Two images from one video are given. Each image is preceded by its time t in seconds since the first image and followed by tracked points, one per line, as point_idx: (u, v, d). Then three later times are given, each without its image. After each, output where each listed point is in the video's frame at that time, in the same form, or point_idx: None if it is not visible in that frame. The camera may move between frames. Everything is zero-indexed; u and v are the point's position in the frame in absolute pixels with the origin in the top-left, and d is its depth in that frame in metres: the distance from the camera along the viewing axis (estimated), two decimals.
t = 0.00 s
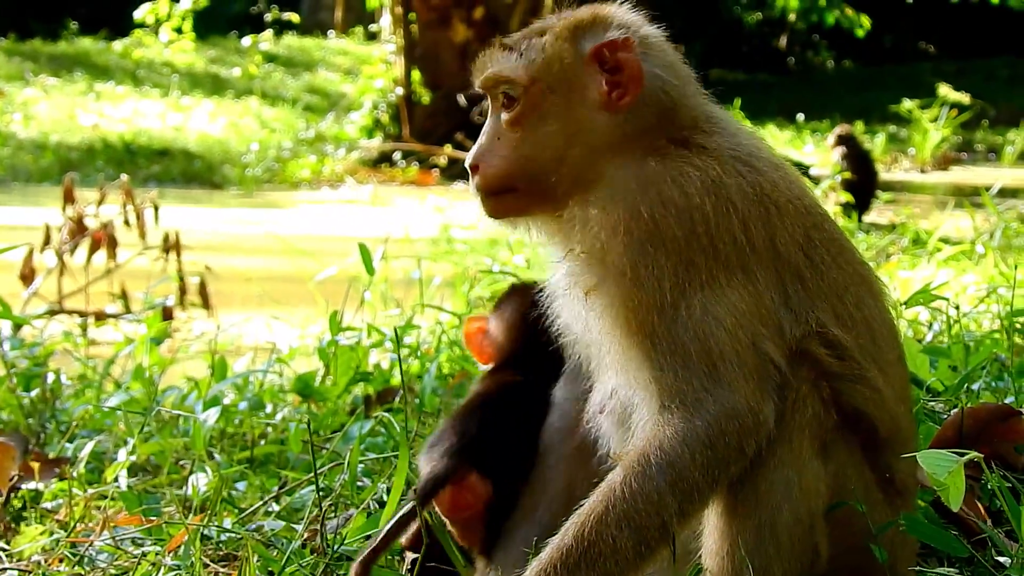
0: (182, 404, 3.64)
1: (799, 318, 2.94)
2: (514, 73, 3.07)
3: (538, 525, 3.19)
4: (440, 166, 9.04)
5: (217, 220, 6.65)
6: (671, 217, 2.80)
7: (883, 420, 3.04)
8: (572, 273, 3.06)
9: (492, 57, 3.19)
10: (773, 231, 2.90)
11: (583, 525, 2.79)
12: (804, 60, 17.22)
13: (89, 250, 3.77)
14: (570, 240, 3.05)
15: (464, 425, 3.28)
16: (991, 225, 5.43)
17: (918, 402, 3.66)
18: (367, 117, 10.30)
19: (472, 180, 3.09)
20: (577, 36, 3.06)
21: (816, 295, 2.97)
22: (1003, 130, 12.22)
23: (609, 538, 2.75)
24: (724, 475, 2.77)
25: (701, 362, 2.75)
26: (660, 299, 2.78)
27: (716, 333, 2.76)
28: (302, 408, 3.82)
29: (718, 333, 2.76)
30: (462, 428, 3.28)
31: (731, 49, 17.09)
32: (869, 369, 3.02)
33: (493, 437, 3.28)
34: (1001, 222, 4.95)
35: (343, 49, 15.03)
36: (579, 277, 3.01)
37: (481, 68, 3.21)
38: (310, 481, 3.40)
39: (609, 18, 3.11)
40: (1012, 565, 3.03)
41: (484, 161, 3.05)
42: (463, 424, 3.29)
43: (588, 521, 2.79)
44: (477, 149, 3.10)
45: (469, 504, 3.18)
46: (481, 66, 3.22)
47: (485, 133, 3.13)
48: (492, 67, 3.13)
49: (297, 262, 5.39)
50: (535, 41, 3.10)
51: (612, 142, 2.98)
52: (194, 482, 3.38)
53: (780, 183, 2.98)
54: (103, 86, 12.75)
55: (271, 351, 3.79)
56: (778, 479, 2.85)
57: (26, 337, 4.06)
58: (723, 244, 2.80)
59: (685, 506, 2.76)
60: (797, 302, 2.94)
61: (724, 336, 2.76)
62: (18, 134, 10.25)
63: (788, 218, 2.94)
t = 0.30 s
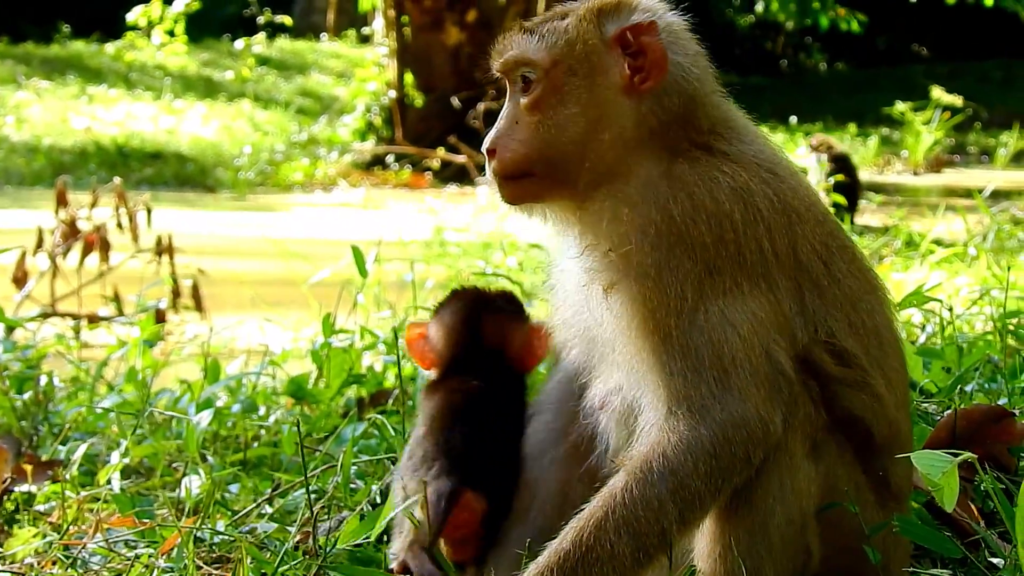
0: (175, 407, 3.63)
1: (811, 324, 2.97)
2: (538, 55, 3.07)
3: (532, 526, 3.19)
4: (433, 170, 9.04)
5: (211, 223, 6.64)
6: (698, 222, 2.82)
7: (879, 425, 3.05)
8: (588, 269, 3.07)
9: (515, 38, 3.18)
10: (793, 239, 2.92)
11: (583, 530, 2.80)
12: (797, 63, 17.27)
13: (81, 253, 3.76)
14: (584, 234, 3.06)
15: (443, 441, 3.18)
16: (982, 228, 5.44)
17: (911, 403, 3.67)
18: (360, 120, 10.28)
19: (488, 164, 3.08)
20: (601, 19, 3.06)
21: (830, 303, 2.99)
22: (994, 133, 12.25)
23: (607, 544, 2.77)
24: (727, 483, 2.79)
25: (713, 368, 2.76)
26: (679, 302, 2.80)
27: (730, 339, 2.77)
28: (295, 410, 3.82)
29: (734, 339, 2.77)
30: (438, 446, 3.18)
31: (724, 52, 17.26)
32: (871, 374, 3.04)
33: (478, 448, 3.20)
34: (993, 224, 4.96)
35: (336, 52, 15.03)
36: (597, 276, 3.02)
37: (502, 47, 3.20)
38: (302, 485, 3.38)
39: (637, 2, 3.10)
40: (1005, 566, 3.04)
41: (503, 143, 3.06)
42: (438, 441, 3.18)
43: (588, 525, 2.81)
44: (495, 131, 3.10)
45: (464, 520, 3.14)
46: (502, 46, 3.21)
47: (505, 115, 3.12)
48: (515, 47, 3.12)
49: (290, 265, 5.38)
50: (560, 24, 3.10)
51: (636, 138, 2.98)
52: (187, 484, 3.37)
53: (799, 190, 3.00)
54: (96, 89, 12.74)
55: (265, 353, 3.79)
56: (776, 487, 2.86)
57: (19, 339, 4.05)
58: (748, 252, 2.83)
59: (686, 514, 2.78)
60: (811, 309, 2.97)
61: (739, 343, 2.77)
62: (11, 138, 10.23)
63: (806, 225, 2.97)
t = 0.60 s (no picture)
0: (168, 409, 3.63)
1: (806, 328, 2.97)
2: (532, 56, 3.07)
3: (524, 530, 3.19)
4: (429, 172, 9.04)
5: (205, 225, 6.65)
6: (694, 227, 2.82)
7: (872, 428, 3.04)
8: (581, 273, 3.07)
9: (510, 39, 3.18)
10: (787, 243, 2.93)
11: (576, 534, 2.79)
12: (793, 66, 17.44)
13: (76, 255, 3.77)
14: (578, 237, 3.06)
15: (408, 451, 3.14)
16: (976, 230, 5.45)
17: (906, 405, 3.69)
18: (355, 122, 10.24)
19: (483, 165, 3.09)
20: (597, 20, 3.06)
21: (826, 307, 3.00)
22: (990, 136, 12.26)
23: (601, 548, 2.76)
24: (722, 487, 2.78)
25: (708, 371, 2.76)
26: (674, 306, 2.79)
27: (725, 344, 2.78)
28: (289, 412, 3.82)
29: (727, 343, 2.78)
30: (403, 456, 3.13)
31: (719, 55, 17.31)
32: (864, 378, 3.04)
33: (439, 455, 3.17)
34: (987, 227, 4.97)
35: (331, 54, 15.03)
36: (592, 281, 3.01)
37: (497, 49, 3.21)
38: (295, 488, 3.38)
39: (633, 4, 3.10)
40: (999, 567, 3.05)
41: (498, 145, 3.07)
42: (402, 451, 3.13)
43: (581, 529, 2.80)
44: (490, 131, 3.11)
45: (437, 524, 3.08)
46: (497, 48, 3.21)
47: (501, 116, 3.13)
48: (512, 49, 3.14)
49: (285, 267, 5.38)
50: (556, 26, 3.10)
51: (631, 140, 2.98)
52: (180, 487, 3.36)
53: (794, 195, 3.01)
54: (91, 91, 12.72)
55: (259, 356, 3.80)
56: (770, 491, 2.85)
57: (12, 341, 4.05)
58: (743, 257, 2.83)
59: (680, 517, 2.77)
60: (806, 313, 2.97)
61: (733, 347, 2.78)
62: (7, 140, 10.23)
63: (801, 229, 2.97)
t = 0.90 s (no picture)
0: (157, 414, 3.63)
1: (798, 336, 2.98)
2: (551, 59, 3.01)
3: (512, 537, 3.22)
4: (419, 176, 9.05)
5: (194, 229, 6.64)
6: (690, 234, 2.83)
7: (859, 435, 3.04)
8: (574, 278, 3.08)
9: (519, 36, 3.10)
10: (781, 250, 2.93)
11: (564, 541, 2.81)
12: (782, 70, 17.38)
13: (65, 258, 3.77)
14: (574, 242, 3.06)
15: (382, 441, 3.12)
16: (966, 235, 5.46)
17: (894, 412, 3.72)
18: (344, 126, 10.23)
19: (489, 167, 3.00)
20: (616, 26, 3.04)
21: (819, 315, 3.00)
22: (979, 141, 12.28)
23: (588, 555, 2.77)
24: (712, 495, 2.78)
25: (699, 379, 2.77)
26: (667, 312, 2.80)
27: (718, 350, 2.78)
28: (278, 417, 3.82)
29: (720, 350, 2.78)
30: (378, 447, 3.12)
31: (709, 59, 17.32)
32: (854, 387, 3.03)
33: (413, 443, 3.15)
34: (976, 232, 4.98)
35: (320, 58, 15.02)
36: (587, 287, 3.02)
37: (503, 46, 3.12)
38: (283, 493, 3.38)
39: (645, 10, 3.10)
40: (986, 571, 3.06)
41: (507, 147, 2.99)
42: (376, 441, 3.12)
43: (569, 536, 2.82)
44: (496, 132, 3.03)
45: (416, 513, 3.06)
46: (503, 44, 3.12)
47: (506, 116, 3.04)
48: (523, 48, 3.06)
49: (274, 270, 5.37)
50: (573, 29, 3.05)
51: (629, 149, 2.99)
52: (168, 492, 3.36)
53: (787, 202, 3.01)
54: (80, 94, 12.71)
55: (247, 360, 3.80)
56: (758, 498, 2.86)
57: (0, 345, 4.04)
58: (736, 265, 2.84)
59: (669, 524, 2.77)
60: (799, 321, 2.98)
61: (726, 354, 2.78)
62: None
63: (796, 236, 2.98)
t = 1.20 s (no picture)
0: (141, 418, 3.65)
1: (797, 348, 3.04)
2: (642, 72, 2.99)
3: (495, 543, 3.27)
4: (405, 180, 9.05)
5: (181, 232, 6.65)
6: (720, 246, 2.86)
7: (848, 444, 3.12)
8: (580, 281, 3.12)
9: (596, 45, 3.01)
10: (794, 265, 2.98)
11: (549, 544, 2.85)
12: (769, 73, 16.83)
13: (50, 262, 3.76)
14: (583, 244, 3.07)
15: (345, 445, 3.17)
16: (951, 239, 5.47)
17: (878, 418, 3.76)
18: (330, 129, 10.21)
19: (576, 179, 2.92)
20: (679, 37, 3.09)
21: (823, 328, 3.06)
22: (967, 145, 12.27)
23: (572, 559, 2.81)
24: (701, 508, 2.82)
25: (706, 389, 2.81)
26: (681, 320, 2.83)
27: (727, 363, 2.82)
28: (262, 422, 3.84)
29: (729, 362, 2.82)
30: (342, 450, 3.18)
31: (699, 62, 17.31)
32: (846, 397, 3.11)
33: (378, 449, 3.19)
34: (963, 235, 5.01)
35: (307, 61, 14.99)
36: (598, 289, 3.03)
37: (570, 55, 3.02)
38: (267, 497, 3.41)
39: (683, 20, 3.16)
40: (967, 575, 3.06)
41: (599, 163, 2.94)
42: (341, 445, 3.17)
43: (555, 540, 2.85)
44: (578, 145, 2.95)
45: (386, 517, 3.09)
46: (575, 53, 3.02)
47: (586, 129, 2.96)
48: (611, 58, 3.00)
49: (261, 274, 5.39)
50: (651, 41, 3.05)
51: (677, 156, 3.00)
52: (152, 497, 3.37)
53: (798, 217, 3.06)
54: (66, 98, 12.71)
55: (232, 365, 3.83)
56: (747, 512, 2.89)
57: None
58: (753, 279, 2.88)
59: (656, 534, 2.81)
60: (800, 335, 3.04)
61: (734, 366, 2.83)
62: None
63: (806, 251, 3.04)
